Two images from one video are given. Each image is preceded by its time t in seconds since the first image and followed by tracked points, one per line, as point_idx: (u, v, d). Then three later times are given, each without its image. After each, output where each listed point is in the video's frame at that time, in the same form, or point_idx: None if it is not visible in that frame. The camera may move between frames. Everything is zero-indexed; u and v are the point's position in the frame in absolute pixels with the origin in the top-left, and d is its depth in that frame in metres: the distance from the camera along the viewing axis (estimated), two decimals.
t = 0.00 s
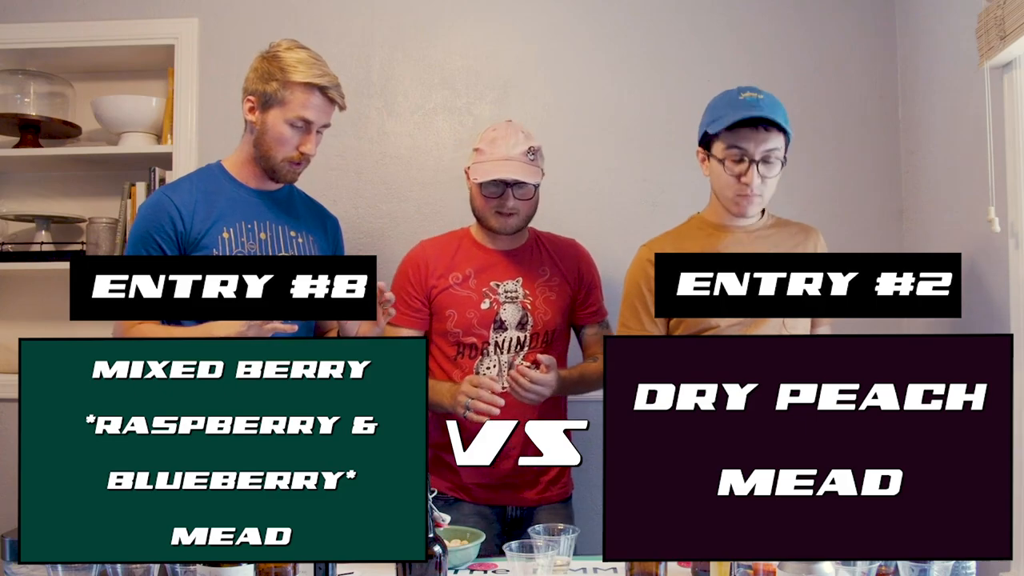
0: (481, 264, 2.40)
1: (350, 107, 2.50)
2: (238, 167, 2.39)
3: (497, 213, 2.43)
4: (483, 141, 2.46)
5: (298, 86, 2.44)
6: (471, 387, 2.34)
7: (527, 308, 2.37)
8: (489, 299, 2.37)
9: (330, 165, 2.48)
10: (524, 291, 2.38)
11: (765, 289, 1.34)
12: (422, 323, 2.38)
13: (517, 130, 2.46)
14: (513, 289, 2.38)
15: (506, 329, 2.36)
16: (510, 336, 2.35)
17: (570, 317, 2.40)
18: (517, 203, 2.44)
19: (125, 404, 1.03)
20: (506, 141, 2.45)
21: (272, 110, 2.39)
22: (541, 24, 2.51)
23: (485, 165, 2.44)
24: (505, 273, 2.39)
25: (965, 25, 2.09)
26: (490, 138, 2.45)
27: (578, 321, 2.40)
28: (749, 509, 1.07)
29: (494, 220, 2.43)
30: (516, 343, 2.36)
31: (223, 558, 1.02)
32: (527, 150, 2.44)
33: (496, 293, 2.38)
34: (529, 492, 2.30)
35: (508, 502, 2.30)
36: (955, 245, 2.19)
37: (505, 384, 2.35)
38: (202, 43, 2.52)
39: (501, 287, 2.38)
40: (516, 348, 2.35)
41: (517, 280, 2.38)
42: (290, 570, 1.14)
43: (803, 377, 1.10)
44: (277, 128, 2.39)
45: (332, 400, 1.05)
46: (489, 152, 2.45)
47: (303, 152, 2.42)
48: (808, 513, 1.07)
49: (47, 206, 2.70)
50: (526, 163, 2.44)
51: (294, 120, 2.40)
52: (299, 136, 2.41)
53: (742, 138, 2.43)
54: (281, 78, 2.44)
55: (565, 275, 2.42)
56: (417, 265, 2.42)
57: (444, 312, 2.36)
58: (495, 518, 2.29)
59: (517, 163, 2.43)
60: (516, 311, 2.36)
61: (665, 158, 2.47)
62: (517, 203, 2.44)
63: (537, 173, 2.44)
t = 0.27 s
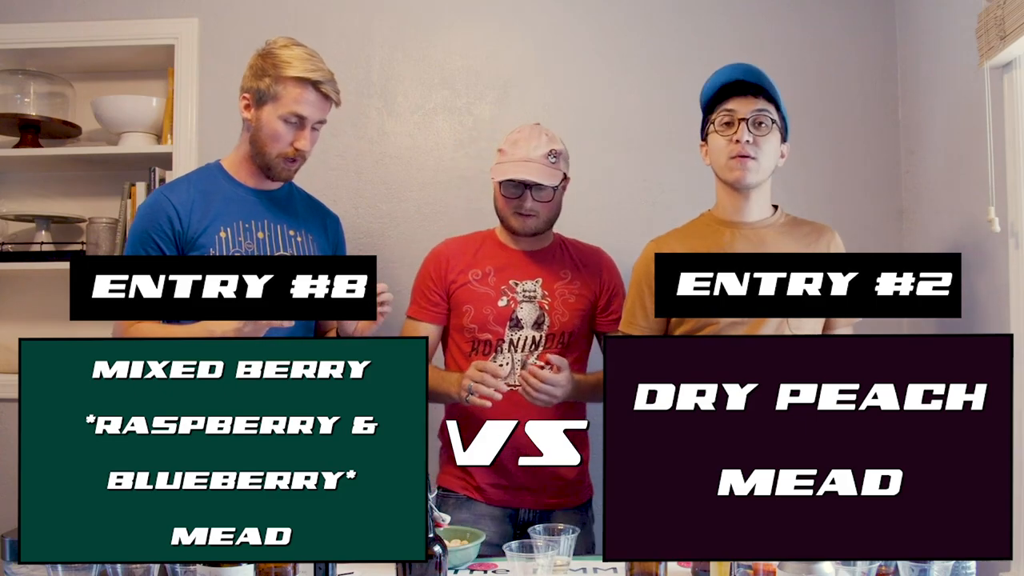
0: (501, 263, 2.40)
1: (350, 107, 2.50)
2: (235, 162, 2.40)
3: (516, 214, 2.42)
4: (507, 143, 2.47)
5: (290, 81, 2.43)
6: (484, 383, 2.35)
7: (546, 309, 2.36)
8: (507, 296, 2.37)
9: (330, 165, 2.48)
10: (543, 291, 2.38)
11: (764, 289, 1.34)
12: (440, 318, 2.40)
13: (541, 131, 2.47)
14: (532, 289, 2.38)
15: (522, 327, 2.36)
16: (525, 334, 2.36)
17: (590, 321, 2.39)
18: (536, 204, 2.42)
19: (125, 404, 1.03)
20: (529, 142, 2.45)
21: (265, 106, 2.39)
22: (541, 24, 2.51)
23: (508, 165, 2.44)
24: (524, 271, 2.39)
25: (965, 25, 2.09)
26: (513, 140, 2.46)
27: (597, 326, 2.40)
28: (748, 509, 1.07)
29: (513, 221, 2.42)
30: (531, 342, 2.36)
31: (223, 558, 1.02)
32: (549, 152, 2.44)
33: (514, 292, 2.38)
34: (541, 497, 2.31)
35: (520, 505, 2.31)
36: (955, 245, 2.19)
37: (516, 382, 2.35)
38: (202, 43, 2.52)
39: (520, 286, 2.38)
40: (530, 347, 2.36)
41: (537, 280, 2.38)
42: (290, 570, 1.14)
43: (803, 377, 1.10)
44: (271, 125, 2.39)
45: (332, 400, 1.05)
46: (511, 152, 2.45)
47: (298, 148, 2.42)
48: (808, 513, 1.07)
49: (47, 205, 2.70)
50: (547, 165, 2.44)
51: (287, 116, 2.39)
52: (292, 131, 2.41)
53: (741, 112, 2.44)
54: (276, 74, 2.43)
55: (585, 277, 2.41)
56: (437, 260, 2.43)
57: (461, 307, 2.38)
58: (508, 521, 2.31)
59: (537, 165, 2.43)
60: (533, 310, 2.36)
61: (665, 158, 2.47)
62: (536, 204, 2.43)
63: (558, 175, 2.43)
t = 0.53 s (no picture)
0: (512, 262, 2.41)
1: (351, 107, 2.50)
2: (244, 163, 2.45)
3: (526, 214, 2.43)
4: (517, 142, 2.48)
5: (286, 79, 2.46)
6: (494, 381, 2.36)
7: (557, 308, 2.37)
8: (518, 295, 2.38)
9: (330, 165, 2.48)
10: (555, 290, 2.39)
11: (764, 289, 1.35)
12: (451, 315, 2.40)
13: (552, 130, 2.46)
14: (544, 288, 2.39)
15: (533, 326, 2.37)
16: (535, 333, 2.36)
17: (602, 320, 2.40)
18: (545, 203, 2.43)
19: (125, 404, 1.03)
20: (538, 141, 2.45)
21: (264, 107, 2.43)
22: (541, 24, 2.51)
23: (516, 164, 2.44)
24: (536, 270, 2.40)
25: (965, 24, 2.09)
26: (523, 139, 2.46)
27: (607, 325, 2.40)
28: (749, 509, 1.07)
29: (524, 222, 2.43)
30: (540, 341, 2.36)
31: (223, 558, 1.02)
32: (558, 151, 2.44)
33: (525, 290, 2.39)
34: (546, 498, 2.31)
35: (525, 505, 2.32)
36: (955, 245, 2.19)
37: (525, 380, 2.36)
38: (202, 43, 2.52)
39: (531, 284, 2.39)
40: (540, 346, 2.36)
41: (548, 280, 2.39)
42: (290, 570, 1.14)
43: (802, 377, 1.10)
44: (272, 125, 2.43)
45: (332, 400, 1.05)
46: (519, 151, 2.45)
47: (303, 145, 2.46)
48: (808, 513, 1.07)
49: (47, 205, 2.70)
50: (554, 165, 2.43)
51: (287, 115, 2.43)
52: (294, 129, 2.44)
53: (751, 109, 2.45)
54: (272, 73, 2.47)
55: (597, 276, 2.41)
56: (450, 258, 2.45)
57: (472, 304, 2.39)
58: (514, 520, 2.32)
59: (545, 164, 2.43)
60: (544, 309, 2.37)
61: (665, 158, 2.47)
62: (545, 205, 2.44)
63: (567, 175, 2.43)
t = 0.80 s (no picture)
0: (514, 263, 2.34)
1: (351, 107, 2.50)
2: (237, 161, 2.37)
3: (529, 216, 2.36)
4: (520, 141, 2.42)
5: (272, 71, 2.36)
6: (495, 386, 2.29)
7: (560, 311, 2.30)
8: (520, 297, 2.31)
9: (330, 165, 2.48)
10: (558, 293, 2.32)
11: (764, 289, 1.39)
12: (450, 318, 2.32)
13: (553, 130, 2.40)
14: (546, 291, 2.32)
15: (535, 329, 2.29)
16: (538, 337, 2.29)
17: (603, 324, 2.33)
18: (548, 205, 2.36)
19: (125, 404, 1.03)
20: (542, 140, 2.39)
21: (252, 102, 2.34)
22: (541, 24, 2.52)
23: (517, 163, 2.37)
24: (539, 273, 2.33)
25: (965, 24, 2.09)
26: (526, 138, 2.40)
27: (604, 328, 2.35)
28: (749, 508, 1.07)
29: (527, 224, 2.36)
30: (543, 345, 2.29)
31: (223, 558, 1.02)
32: (560, 152, 2.37)
33: (528, 293, 2.31)
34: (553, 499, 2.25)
35: (526, 507, 2.25)
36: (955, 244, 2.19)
37: (527, 385, 2.29)
38: (202, 43, 2.52)
39: (534, 287, 2.32)
40: (543, 350, 2.29)
41: (551, 282, 2.32)
42: (290, 570, 1.14)
43: (802, 377, 1.10)
44: (260, 121, 2.35)
45: (332, 400, 1.05)
46: (523, 151, 2.39)
47: (291, 140, 2.37)
48: (808, 513, 1.07)
49: (47, 205, 2.70)
50: (559, 166, 2.37)
51: (276, 109, 2.35)
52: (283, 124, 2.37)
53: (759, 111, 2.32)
54: (256, 65, 2.36)
55: (600, 279, 2.36)
56: (451, 259, 2.38)
57: (473, 306, 2.31)
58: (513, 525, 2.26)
59: (546, 165, 2.36)
60: (547, 313, 2.30)
61: (665, 158, 2.47)
62: (548, 206, 2.37)
63: (571, 176, 2.37)
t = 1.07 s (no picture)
0: (512, 261, 2.25)
1: (351, 107, 2.50)
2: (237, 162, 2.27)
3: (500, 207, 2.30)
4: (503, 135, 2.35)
5: (250, 68, 2.20)
6: (500, 391, 2.19)
7: (561, 310, 2.22)
8: (520, 297, 2.22)
9: (330, 165, 2.48)
10: (558, 291, 2.23)
11: (764, 289, 1.39)
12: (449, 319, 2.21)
13: (530, 121, 2.33)
14: (546, 290, 2.23)
15: (537, 330, 2.21)
16: (540, 338, 2.21)
17: (601, 320, 2.27)
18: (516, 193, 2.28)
19: (125, 404, 1.03)
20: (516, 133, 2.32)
21: (236, 101, 2.21)
22: (541, 24, 2.52)
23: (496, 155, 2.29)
24: (538, 271, 2.25)
25: (965, 24, 2.09)
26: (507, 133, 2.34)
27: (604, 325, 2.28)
28: (749, 508, 1.07)
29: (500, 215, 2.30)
30: (546, 347, 2.21)
31: (223, 558, 1.02)
32: (530, 142, 2.28)
33: (528, 292, 2.23)
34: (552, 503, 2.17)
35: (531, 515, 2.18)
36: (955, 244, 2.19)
37: (532, 388, 2.19)
38: (202, 44, 2.52)
39: (533, 286, 2.23)
40: (546, 351, 2.20)
41: (551, 280, 2.24)
42: (290, 570, 1.14)
43: (802, 377, 1.10)
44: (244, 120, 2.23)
45: (332, 400, 1.05)
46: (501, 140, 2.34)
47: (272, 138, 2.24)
48: (808, 513, 1.07)
49: (47, 205, 2.70)
50: (525, 155, 2.27)
51: (256, 108, 2.22)
52: (265, 123, 2.24)
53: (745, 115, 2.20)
54: (239, 62, 2.22)
55: (600, 277, 2.28)
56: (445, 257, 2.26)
57: (471, 308, 2.22)
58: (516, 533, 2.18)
59: (514, 152, 2.27)
60: (548, 312, 2.22)
61: (665, 158, 2.47)
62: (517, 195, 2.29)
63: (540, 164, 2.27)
